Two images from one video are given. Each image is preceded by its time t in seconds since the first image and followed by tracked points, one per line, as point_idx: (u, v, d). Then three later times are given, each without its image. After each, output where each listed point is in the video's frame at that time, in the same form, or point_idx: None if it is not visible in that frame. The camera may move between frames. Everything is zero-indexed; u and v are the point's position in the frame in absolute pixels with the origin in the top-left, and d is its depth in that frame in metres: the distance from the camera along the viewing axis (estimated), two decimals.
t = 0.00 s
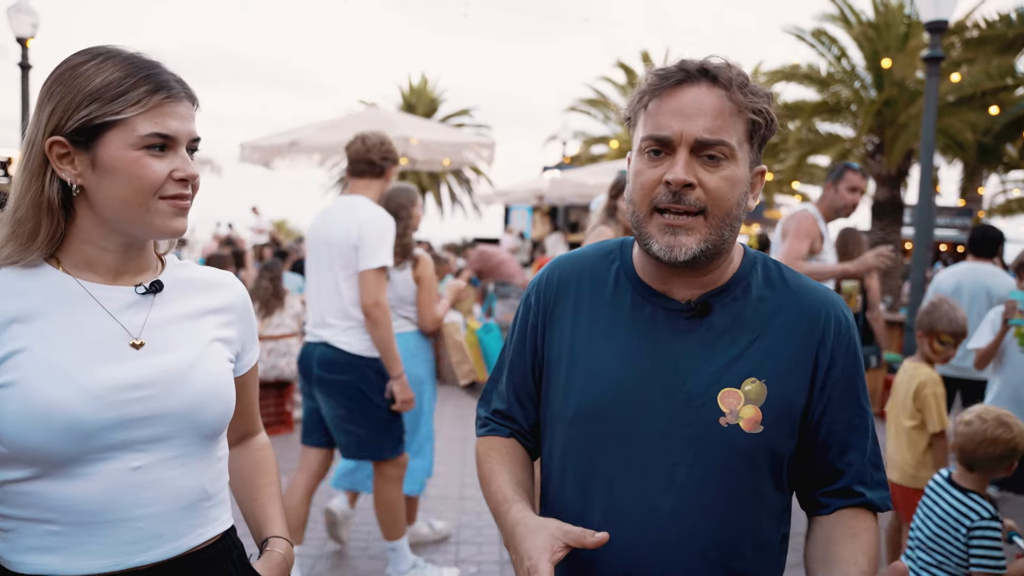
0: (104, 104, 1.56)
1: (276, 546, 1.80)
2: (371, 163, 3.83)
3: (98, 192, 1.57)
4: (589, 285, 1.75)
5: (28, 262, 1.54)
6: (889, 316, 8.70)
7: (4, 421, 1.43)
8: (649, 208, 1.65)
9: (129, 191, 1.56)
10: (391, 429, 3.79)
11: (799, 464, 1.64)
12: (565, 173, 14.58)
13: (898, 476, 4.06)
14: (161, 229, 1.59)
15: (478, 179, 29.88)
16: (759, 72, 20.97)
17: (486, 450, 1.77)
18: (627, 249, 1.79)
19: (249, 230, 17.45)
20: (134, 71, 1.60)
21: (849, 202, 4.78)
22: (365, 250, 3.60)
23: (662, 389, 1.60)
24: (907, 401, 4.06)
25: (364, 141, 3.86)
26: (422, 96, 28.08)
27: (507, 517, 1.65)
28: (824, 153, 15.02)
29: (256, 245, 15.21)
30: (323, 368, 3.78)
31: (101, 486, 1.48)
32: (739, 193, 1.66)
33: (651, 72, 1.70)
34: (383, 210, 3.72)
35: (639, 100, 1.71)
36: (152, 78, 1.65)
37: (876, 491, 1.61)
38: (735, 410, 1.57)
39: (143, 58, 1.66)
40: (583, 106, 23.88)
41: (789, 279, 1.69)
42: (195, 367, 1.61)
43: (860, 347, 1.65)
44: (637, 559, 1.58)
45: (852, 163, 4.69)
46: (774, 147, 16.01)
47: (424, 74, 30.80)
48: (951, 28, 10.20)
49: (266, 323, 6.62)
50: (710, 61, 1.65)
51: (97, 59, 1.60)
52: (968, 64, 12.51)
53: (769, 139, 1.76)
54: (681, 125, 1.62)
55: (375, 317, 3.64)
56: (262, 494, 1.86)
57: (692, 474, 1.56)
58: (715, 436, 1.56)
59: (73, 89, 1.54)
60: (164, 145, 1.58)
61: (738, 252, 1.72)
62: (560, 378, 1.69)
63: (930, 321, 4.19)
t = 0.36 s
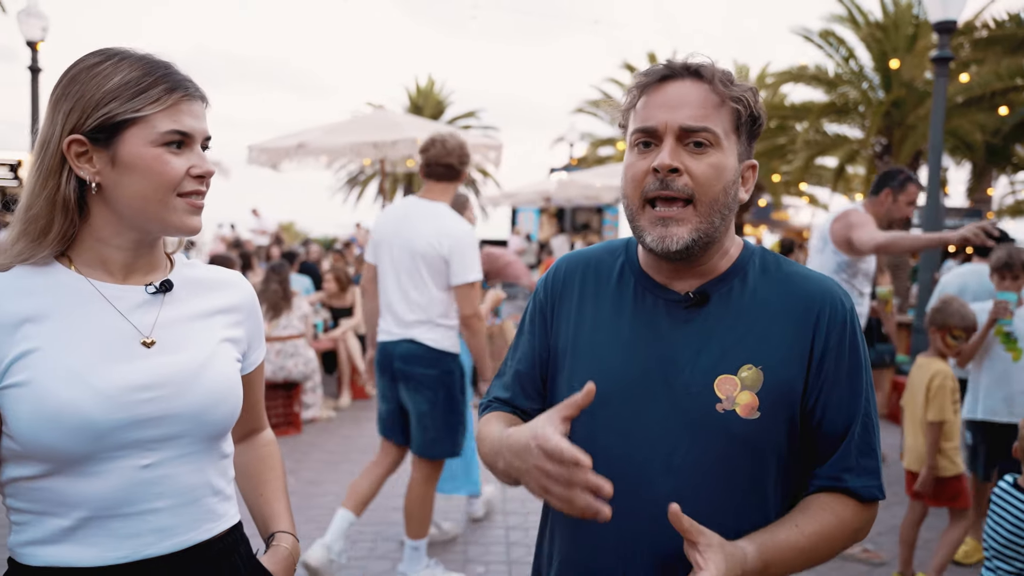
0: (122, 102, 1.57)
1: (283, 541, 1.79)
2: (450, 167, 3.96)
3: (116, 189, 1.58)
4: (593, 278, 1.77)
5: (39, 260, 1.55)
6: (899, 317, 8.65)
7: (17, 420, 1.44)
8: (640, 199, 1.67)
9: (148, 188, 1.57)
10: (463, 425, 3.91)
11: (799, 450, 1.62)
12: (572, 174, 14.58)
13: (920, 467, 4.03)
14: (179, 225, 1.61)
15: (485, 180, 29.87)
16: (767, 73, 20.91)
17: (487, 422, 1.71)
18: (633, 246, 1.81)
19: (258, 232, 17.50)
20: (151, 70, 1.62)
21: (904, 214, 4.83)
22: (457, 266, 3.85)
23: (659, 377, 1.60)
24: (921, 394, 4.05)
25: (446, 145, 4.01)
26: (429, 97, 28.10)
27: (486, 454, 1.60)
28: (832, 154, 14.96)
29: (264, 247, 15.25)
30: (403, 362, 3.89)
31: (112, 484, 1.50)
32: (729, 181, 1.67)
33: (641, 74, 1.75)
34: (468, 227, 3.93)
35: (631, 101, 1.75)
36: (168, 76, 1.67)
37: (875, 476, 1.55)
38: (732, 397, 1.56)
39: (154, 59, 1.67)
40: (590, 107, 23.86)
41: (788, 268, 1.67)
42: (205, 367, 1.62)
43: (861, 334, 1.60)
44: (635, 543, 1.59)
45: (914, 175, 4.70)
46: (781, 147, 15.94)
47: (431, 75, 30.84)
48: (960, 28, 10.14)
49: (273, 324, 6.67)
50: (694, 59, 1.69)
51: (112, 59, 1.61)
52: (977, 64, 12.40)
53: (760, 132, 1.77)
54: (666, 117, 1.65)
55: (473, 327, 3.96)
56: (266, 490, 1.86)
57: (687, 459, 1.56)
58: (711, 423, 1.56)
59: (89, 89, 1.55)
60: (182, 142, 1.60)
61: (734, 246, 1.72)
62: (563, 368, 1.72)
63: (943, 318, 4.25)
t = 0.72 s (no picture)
0: (155, 102, 1.63)
1: (290, 527, 1.88)
2: (506, 169, 4.11)
3: (149, 187, 1.63)
4: (599, 274, 1.81)
5: (68, 258, 1.57)
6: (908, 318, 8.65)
7: (51, 417, 1.46)
8: (632, 202, 1.71)
9: (181, 184, 1.63)
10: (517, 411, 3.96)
11: (807, 427, 1.67)
12: (581, 175, 14.61)
13: (954, 466, 4.01)
14: (208, 221, 1.67)
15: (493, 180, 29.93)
16: (775, 73, 20.90)
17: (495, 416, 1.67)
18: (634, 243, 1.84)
19: (267, 232, 17.58)
20: (180, 72, 1.69)
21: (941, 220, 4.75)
22: (515, 262, 3.99)
23: (674, 366, 1.65)
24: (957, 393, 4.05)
25: (504, 148, 4.14)
26: (437, 97, 28.17)
27: (503, 435, 1.60)
28: (841, 154, 14.93)
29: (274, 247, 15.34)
30: (455, 354, 3.97)
31: (140, 478, 1.54)
32: (716, 173, 1.70)
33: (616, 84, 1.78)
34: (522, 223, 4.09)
35: (612, 112, 1.79)
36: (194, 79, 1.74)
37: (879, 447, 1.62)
38: (746, 381, 1.61)
39: (177, 62, 1.74)
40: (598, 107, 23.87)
41: (782, 255, 1.73)
42: (229, 369, 1.67)
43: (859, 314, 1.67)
44: (658, 525, 1.63)
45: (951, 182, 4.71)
46: (790, 147, 15.92)
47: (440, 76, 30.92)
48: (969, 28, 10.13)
49: (286, 322, 6.78)
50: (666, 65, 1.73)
51: (139, 62, 1.67)
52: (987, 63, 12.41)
53: (738, 123, 1.81)
54: (647, 122, 1.68)
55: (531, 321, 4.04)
56: (274, 478, 1.95)
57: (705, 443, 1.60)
58: (727, 407, 1.60)
59: (123, 89, 1.60)
60: (212, 139, 1.67)
61: (730, 239, 1.77)
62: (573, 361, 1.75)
63: (983, 319, 4.16)
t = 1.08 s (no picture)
0: (185, 100, 1.70)
1: (288, 508, 1.92)
2: (537, 167, 4.24)
3: (182, 180, 1.69)
4: (604, 266, 1.84)
5: (80, 249, 1.60)
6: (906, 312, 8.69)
7: (67, 398, 1.49)
8: (628, 203, 1.76)
9: (213, 178, 1.71)
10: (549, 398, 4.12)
11: (805, 412, 1.73)
12: (582, 169, 14.67)
13: (987, 457, 4.14)
14: (229, 212, 1.76)
15: (493, 175, 29.94)
16: (775, 67, 20.90)
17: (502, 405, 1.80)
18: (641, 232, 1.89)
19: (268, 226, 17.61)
20: (204, 73, 1.76)
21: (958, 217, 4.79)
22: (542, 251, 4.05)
23: (677, 352, 1.68)
24: (1003, 388, 4.16)
25: (535, 147, 4.26)
26: (437, 91, 28.16)
27: (511, 435, 1.66)
28: (840, 149, 14.96)
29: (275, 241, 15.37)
30: (496, 340, 4.18)
31: (151, 457, 1.58)
32: (706, 167, 1.73)
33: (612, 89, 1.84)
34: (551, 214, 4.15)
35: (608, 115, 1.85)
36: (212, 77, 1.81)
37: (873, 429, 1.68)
38: (746, 366, 1.65)
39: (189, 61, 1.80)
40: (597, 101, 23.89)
41: (781, 247, 1.78)
42: (230, 352, 1.71)
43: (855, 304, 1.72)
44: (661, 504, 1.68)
45: (968, 180, 4.73)
46: (790, 141, 15.95)
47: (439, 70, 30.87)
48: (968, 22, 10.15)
49: (294, 314, 6.81)
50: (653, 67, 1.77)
51: (162, 60, 1.72)
52: (987, 59, 12.50)
53: (733, 113, 1.81)
54: (635, 127, 1.74)
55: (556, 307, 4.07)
56: (270, 461, 1.98)
57: (706, 427, 1.65)
58: (726, 391, 1.64)
59: (155, 88, 1.66)
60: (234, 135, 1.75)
61: (731, 231, 1.81)
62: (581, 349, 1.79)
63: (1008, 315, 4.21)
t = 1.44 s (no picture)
0: (182, 99, 1.72)
1: (297, 497, 1.95)
2: (558, 162, 4.46)
3: (179, 177, 1.71)
4: (598, 259, 1.91)
5: (97, 245, 1.64)
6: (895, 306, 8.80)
7: (87, 383, 1.53)
8: (623, 196, 1.82)
9: (210, 174, 1.73)
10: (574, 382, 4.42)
11: (790, 397, 1.79)
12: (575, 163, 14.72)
13: (984, 447, 4.21)
14: (228, 207, 1.77)
15: (485, 169, 29.92)
16: (767, 63, 20.98)
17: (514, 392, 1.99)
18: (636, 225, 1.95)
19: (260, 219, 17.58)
20: (202, 70, 1.77)
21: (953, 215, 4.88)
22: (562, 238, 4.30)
23: (664, 338, 1.74)
24: (1005, 380, 4.26)
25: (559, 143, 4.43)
26: (429, 85, 28.11)
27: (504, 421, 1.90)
28: (831, 145, 15.06)
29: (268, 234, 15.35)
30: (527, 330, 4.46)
31: (169, 439, 1.62)
32: (696, 163, 1.78)
33: (610, 87, 1.89)
34: (572, 203, 4.39)
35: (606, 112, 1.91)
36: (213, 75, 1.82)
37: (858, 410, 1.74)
38: (728, 351, 1.70)
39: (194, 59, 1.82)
40: (591, 96, 23.94)
41: (770, 238, 1.83)
42: (241, 337, 1.75)
43: (838, 292, 1.78)
44: (649, 483, 1.73)
45: (965, 179, 4.81)
46: (782, 137, 16.04)
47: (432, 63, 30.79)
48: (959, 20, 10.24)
49: (293, 306, 6.83)
50: (647, 66, 1.82)
51: (163, 60, 1.74)
52: (976, 56, 12.60)
53: (728, 109, 1.85)
54: (629, 123, 1.79)
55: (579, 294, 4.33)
56: (277, 454, 2.02)
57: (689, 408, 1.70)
58: (709, 375, 1.69)
59: (152, 87, 1.68)
60: (232, 132, 1.76)
61: (721, 223, 1.87)
62: (576, 336, 1.86)
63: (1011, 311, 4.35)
